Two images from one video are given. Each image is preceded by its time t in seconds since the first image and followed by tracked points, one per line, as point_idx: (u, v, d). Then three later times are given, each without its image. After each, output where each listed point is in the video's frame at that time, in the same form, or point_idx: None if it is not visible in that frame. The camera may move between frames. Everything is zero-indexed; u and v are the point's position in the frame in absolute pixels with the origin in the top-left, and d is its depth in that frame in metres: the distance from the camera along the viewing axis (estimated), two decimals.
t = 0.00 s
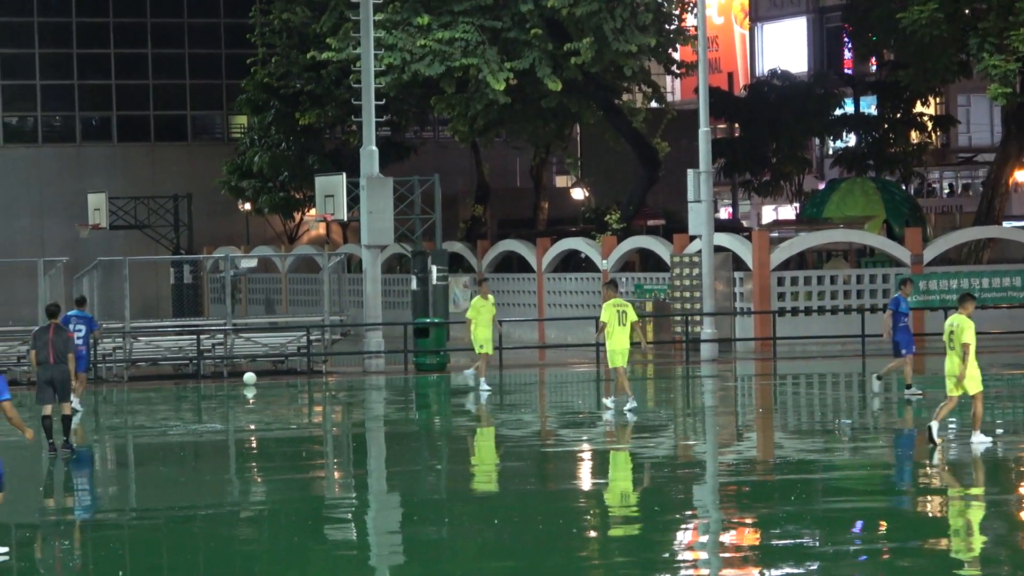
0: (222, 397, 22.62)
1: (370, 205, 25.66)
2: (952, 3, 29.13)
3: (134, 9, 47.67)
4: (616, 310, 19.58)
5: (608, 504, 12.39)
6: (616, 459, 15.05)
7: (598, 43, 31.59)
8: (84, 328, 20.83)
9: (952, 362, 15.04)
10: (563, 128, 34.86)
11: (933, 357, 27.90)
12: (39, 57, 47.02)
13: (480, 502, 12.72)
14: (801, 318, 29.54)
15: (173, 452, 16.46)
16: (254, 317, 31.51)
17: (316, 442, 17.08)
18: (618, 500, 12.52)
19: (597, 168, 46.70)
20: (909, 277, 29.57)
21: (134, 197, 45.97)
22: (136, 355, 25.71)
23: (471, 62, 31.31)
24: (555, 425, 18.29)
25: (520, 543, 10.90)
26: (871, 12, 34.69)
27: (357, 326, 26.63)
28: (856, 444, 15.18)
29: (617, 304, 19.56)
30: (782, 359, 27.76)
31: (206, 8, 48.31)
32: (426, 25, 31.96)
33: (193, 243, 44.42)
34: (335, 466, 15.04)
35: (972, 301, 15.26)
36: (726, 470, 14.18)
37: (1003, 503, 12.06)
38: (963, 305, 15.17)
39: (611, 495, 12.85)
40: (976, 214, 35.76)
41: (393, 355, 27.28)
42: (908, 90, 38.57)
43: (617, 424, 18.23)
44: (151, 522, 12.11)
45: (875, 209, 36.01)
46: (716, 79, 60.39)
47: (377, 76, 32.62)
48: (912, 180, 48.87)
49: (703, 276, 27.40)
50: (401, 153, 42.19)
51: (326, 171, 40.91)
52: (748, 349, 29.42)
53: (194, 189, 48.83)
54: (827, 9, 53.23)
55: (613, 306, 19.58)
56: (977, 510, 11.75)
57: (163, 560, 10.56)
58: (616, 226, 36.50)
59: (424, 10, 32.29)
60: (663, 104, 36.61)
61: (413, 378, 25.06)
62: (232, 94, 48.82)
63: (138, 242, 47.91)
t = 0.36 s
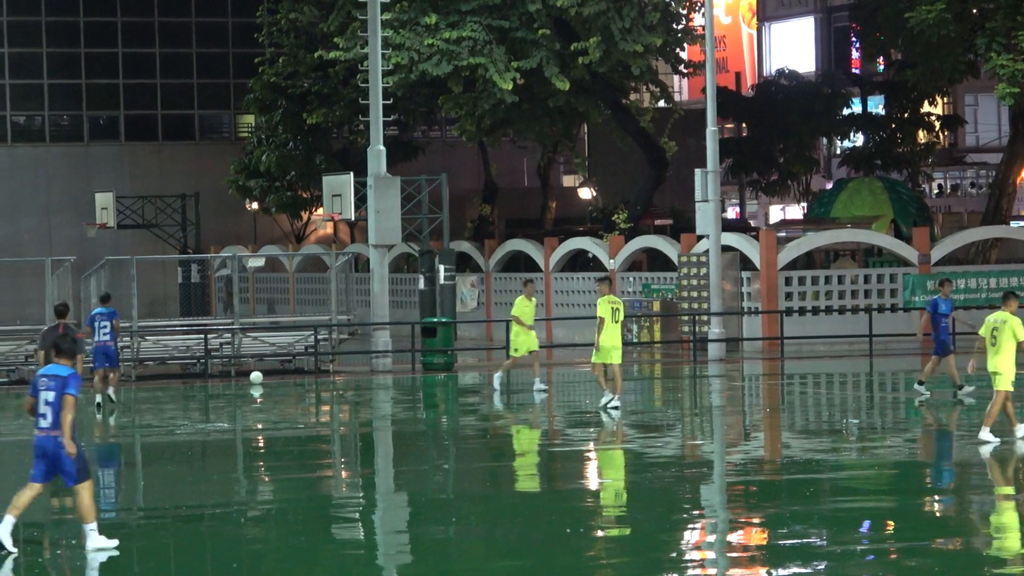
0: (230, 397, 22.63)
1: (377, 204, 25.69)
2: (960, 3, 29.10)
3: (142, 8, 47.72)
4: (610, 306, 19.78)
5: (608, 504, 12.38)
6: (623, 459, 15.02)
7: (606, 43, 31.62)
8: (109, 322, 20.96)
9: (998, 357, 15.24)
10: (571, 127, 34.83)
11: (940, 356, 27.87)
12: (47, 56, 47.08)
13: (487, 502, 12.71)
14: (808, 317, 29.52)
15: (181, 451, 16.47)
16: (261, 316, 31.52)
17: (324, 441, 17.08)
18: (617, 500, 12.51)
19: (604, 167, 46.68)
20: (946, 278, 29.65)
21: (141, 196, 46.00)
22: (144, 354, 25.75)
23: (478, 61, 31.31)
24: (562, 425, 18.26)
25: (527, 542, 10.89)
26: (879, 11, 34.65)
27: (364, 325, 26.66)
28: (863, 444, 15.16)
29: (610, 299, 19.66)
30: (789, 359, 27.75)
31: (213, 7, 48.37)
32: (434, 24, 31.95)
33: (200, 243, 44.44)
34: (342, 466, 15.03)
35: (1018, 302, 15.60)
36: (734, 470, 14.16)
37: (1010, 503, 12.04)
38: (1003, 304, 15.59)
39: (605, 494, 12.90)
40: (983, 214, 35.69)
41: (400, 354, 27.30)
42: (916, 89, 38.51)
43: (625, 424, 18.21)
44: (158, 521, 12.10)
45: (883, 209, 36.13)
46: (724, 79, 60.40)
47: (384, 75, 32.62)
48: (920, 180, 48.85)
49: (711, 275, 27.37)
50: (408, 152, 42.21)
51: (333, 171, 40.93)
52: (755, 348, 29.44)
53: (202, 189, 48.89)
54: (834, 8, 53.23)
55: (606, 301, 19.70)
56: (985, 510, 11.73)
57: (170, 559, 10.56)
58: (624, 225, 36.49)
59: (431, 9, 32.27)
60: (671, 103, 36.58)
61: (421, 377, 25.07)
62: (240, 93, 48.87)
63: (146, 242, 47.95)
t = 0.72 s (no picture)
0: (235, 399, 22.65)
1: (382, 206, 25.69)
2: (965, 4, 29.06)
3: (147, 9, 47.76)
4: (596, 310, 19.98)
5: (611, 506, 12.38)
6: (629, 460, 15.02)
7: (611, 44, 31.62)
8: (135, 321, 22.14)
9: None
10: (576, 129, 34.82)
11: (946, 357, 27.88)
12: (52, 57, 47.13)
13: (493, 503, 12.71)
14: (814, 319, 29.51)
15: (187, 453, 16.48)
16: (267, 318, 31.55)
17: (329, 443, 17.10)
18: (621, 502, 12.51)
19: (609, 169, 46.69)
20: (986, 277, 29.81)
21: (146, 198, 46.03)
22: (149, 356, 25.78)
23: (483, 63, 31.33)
24: (568, 427, 18.24)
25: (533, 544, 10.89)
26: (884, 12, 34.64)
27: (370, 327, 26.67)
28: (868, 446, 15.15)
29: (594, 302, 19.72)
30: (795, 360, 27.73)
31: (218, 9, 48.41)
32: (439, 26, 31.95)
33: (205, 244, 44.48)
34: (347, 467, 15.04)
35: None
36: (739, 471, 14.16)
37: (1015, 505, 12.01)
38: None
39: (588, 495, 12.96)
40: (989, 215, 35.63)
41: (405, 356, 27.31)
42: (922, 90, 38.47)
43: (630, 425, 18.22)
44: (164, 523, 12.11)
45: (888, 208, 35.92)
46: (729, 79, 60.36)
47: (389, 77, 32.64)
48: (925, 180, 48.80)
49: (716, 276, 27.35)
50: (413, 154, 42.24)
51: (338, 172, 40.96)
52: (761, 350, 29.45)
53: (207, 191, 48.94)
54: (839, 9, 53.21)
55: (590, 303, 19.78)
56: (991, 511, 11.73)
57: (178, 560, 10.60)
58: (629, 227, 36.46)
59: (437, 11, 32.28)
60: (676, 105, 36.56)
61: (426, 379, 25.09)
62: (245, 95, 48.91)
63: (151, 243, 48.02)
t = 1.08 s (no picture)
0: (237, 400, 22.65)
1: (383, 207, 25.69)
2: (966, 5, 29.05)
3: (149, 11, 47.77)
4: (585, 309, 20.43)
5: (612, 507, 12.38)
6: (631, 461, 15.01)
7: (612, 45, 31.64)
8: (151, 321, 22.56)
9: None
10: (578, 130, 34.82)
11: (947, 358, 27.87)
12: (53, 59, 47.14)
13: (495, 504, 12.71)
14: (815, 319, 29.50)
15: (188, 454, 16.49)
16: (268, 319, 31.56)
17: (331, 444, 17.11)
18: (623, 503, 12.51)
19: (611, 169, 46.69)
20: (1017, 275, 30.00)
21: (148, 200, 46.02)
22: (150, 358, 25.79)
23: (485, 64, 31.34)
24: (569, 428, 18.23)
25: (535, 545, 10.89)
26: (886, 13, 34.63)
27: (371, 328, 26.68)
28: (869, 446, 15.15)
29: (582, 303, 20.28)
30: (797, 361, 27.74)
31: (220, 11, 48.41)
32: (440, 27, 31.95)
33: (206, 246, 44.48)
34: (349, 468, 15.05)
35: None
36: (741, 472, 14.15)
37: (1018, 505, 12.01)
38: None
39: (573, 496, 12.99)
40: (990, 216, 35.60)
41: (407, 356, 27.32)
42: (923, 90, 38.46)
43: (632, 426, 18.22)
44: (165, 524, 12.11)
45: (890, 209, 35.93)
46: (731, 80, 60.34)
47: (391, 78, 32.65)
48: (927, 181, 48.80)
49: (718, 277, 27.36)
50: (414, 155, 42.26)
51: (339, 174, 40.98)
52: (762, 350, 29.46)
53: (209, 192, 48.96)
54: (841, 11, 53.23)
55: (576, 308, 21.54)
56: (993, 511, 11.73)
57: (178, 561, 10.61)
58: (630, 228, 36.44)
59: (438, 12, 32.29)
60: (677, 106, 36.57)
61: (428, 380, 25.10)
62: (247, 97, 48.92)
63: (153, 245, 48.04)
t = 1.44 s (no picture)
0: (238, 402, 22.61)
1: (385, 209, 25.70)
2: (967, 6, 29.06)
3: (151, 12, 47.82)
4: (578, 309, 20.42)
5: (611, 508, 12.38)
6: (634, 464, 14.97)
7: (614, 46, 31.65)
8: (177, 323, 22.99)
9: None
10: (579, 131, 34.80)
11: (949, 359, 27.88)
12: (55, 61, 47.16)
13: (498, 506, 12.70)
14: (817, 320, 29.50)
15: (189, 456, 16.47)
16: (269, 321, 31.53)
17: (332, 446, 17.09)
18: (624, 505, 12.49)
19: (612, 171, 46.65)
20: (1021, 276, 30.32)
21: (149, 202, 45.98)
22: (152, 359, 25.78)
23: (486, 65, 31.35)
24: (572, 430, 18.20)
25: (538, 546, 10.90)
26: (887, 14, 34.64)
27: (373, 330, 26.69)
28: (871, 448, 15.13)
29: (580, 303, 20.31)
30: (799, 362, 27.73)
31: (222, 12, 48.47)
32: (442, 28, 31.95)
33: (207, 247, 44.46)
34: (351, 470, 15.02)
35: None
36: (743, 473, 14.14)
37: (1020, 506, 12.01)
38: None
39: (571, 498, 12.96)
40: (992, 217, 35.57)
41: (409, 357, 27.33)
42: (925, 91, 38.44)
43: (634, 428, 18.17)
44: (168, 527, 12.09)
45: (892, 210, 35.96)
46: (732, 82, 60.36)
47: (393, 79, 32.67)
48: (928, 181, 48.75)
49: (720, 278, 27.35)
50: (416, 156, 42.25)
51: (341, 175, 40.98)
52: (764, 351, 29.47)
53: (210, 194, 48.94)
54: (842, 12, 53.22)
55: (574, 306, 20.27)
56: (995, 512, 11.74)
57: (180, 563, 10.60)
58: (632, 229, 36.42)
59: (440, 13, 32.30)
60: (679, 107, 36.57)
61: (430, 381, 25.11)
62: (248, 98, 48.99)
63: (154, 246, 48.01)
